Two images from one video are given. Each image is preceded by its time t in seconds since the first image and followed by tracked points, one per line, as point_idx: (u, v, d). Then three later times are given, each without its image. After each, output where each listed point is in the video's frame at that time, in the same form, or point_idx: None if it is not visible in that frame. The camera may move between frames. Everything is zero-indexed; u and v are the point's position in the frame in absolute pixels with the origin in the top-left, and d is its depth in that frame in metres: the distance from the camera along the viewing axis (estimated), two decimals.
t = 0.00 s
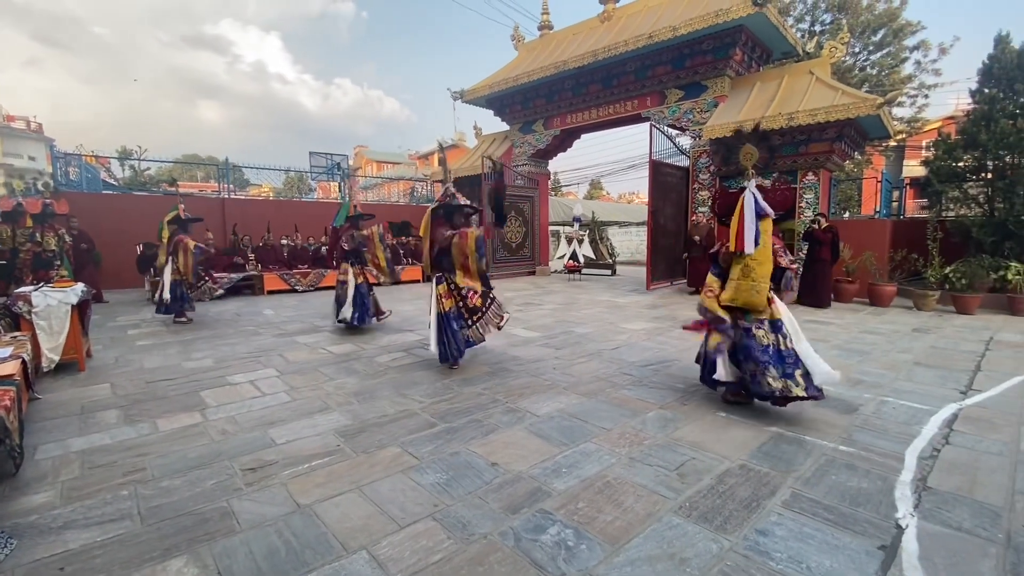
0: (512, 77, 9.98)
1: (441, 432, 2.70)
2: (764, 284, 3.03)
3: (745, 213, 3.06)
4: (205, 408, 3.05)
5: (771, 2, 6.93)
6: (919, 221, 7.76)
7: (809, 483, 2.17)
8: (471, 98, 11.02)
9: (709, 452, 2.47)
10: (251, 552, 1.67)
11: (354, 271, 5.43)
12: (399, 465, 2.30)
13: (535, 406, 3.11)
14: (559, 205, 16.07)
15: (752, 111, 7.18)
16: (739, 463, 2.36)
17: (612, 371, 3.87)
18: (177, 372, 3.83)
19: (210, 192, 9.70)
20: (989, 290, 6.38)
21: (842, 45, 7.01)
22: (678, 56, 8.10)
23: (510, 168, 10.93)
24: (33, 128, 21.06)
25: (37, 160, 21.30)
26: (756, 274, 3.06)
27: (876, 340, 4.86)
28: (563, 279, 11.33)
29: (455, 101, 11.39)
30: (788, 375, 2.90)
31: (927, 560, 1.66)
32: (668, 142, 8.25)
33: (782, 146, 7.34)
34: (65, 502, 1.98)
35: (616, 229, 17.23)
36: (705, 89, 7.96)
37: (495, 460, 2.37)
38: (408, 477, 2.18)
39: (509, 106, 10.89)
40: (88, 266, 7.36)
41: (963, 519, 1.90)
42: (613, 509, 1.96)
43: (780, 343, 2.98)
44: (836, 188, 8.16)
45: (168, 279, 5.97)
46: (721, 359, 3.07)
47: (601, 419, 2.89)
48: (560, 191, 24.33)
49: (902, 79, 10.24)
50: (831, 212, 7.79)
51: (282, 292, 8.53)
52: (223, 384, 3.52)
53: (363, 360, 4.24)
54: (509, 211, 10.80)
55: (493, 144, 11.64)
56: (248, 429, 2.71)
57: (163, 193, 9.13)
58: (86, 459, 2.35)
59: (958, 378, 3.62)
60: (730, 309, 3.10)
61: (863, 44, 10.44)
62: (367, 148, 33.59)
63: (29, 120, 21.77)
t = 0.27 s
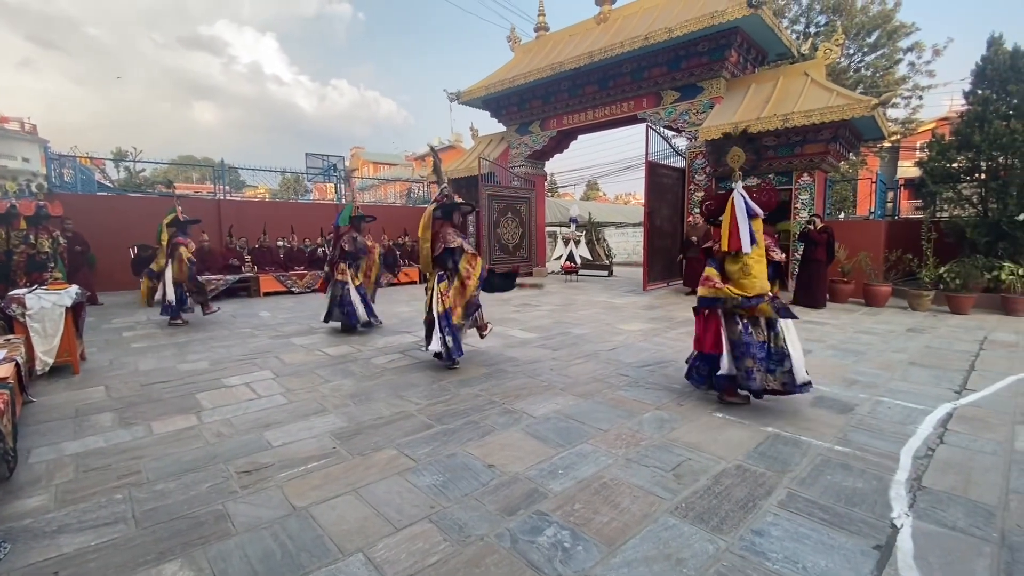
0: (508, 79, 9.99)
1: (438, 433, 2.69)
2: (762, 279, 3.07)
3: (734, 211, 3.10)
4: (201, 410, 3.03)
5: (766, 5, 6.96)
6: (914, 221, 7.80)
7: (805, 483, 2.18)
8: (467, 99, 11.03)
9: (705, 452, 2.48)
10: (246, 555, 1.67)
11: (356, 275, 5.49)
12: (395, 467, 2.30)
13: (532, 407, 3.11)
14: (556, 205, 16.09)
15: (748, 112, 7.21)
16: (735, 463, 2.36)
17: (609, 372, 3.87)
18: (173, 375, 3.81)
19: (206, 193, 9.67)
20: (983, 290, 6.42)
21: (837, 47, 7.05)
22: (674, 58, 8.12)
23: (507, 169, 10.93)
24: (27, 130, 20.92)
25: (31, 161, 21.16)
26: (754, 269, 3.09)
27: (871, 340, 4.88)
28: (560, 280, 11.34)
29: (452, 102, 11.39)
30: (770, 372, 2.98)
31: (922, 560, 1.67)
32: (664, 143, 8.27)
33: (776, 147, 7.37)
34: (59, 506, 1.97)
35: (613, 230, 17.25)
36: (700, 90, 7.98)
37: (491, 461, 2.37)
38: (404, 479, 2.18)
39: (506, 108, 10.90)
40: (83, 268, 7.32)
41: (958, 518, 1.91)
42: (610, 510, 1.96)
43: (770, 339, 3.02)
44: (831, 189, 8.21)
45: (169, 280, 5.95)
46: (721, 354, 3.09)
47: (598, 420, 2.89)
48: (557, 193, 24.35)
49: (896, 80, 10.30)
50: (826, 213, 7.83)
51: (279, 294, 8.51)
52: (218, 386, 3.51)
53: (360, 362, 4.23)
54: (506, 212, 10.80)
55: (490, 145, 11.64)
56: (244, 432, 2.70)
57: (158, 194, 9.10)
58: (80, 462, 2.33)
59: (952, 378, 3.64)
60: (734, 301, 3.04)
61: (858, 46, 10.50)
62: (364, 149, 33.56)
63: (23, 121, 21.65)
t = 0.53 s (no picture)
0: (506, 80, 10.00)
1: (436, 435, 2.69)
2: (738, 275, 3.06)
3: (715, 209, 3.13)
4: (198, 412, 3.02)
5: (763, 5, 6.98)
6: (911, 221, 7.83)
7: (803, 483, 2.18)
8: (465, 100, 11.03)
9: (704, 453, 2.48)
10: (244, 557, 1.66)
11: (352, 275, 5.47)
12: (393, 469, 2.29)
13: (530, 408, 3.11)
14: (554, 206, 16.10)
15: (745, 113, 7.22)
16: (733, 463, 2.37)
17: (607, 372, 3.88)
18: (170, 377, 3.80)
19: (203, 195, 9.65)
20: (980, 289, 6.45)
21: (834, 47, 7.06)
22: (672, 58, 8.14)
23: (505, 170, 10.94)
24: (24, 131, 20.83)
25: (28, 163, 21.08)
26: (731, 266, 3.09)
27: (869, 339, 4.90)
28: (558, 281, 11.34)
29: (450, 103, 11.39)
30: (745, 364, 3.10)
31: (919, 559, 1.67)
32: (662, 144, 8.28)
33: (774, 147, 7.38)
34: (56, 508, 1.96)
35: (611, 231, 17.26)
36: (698, 91, 8.00)
37: (490, 462, 2.37)
38: (403, 481, 2.18)
39: (504, 109, 10.90)
40: (79, 270, 7.30)
41: (955, 518, 1.91)
42: (608, 510, 1.96)
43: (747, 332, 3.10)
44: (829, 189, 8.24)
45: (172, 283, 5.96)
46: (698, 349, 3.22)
47: (596, 420, 2.89)
48: (555, 194, 24.35)
49: (893, 81, 10.33)
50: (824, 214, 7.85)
51: (277, 295, 8.50)
52: (216, 388, 3.50)
53: (358, 363, 4.23)
54: (504, 213, 10.81)
55: (488, 146, 11.64)
56: (241, 434, 2.69)
57: (156, 196, 9.08)
58: (77, 465, 2.32)
59: (950, 377, 3.65)
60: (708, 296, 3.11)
61: (855, 46, 10.54)
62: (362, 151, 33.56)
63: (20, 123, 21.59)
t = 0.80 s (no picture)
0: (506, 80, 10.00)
1: (436, 435, 2.69)
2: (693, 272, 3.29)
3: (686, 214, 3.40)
4: (198, 414, 3.02)
5: (762, 6, 6.98)
6: (910, 221, 7.83)
7: (803, 483, 2.18)
8: (465, 101, 11.04)
9: (703, 453, 2.48)
10: (244, 559, 1.66)
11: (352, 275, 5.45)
12: (393, 470, 2.30)
13: (530, 409, 3.11)
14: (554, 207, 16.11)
15: (744, 114, 7.23)
16: (733, 463, 2.37)
17: (608, 373, 3.87)
18: (170, 378, 3.80)
19: (203, 196, 9.66)
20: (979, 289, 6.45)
21: (833, 48, 7.06)
22: (671, 59, 8.14)
23: (505, 171, 10.95)
24: (23, 133, 20.82)
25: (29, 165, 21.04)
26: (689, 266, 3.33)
27: (869, 339, 4.90)
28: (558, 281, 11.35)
29: (450, 104, 11.40)
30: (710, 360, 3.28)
31: (918, 559, 1.67)
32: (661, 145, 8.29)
33: (773, 147, 7.39)
34: (56, 510, 1.96)
35: (611, 231, 17.27)
36: (697, 91, 8.01)
37: (490, 463, 2.37)
38: (403, 482, 2.18)
39: (503, 109, 10.91)
40: (79, 271, 7.29)
41: (954, 518, 1.92)
42: (609, 511, 1.96)
43: (709, 330, 3.27)
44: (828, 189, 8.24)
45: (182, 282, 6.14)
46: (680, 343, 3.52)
47: (596, 421, 2.89)
48: (555, 195, 24.36)
49: (892, 81, 10.34)
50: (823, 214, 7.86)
51: (277, 296, 8.50)
52: (216, 389, 3.50)
53: (358, 364, 4.23)
54: (504, 214, 10.82)
55: (488, 147, 11.65)
56: (241, 435, 2.69)
57: (155, 197, 9.08)
58: (76, 467, 2.32)
59: (949, 377, 3.66)
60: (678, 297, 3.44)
61: (854, 47, 10.56)
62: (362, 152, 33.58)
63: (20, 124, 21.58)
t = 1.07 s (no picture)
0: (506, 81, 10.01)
1: (437, 436, 2.70)
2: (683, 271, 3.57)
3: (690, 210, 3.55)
4: (199, 414, 3.03)
5: (762, 6, 6.98)
6: (911, 221, 7.81)
7: (804, 483, 2.18)
8: (466, 102, 11.05)
9: (704, 453, 2.48)
10: (245, 559, 1.67)
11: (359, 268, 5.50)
12: (394, 470, 2.30)
13: (531, 409, 3.11)
14: (555, 207, 16.11)
15: (745, 114, 7.23)
16: (733, 464, 2.37)
17: (609, 373, 3.87)
18: (171, 379, 3.81)
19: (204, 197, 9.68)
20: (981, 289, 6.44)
21: (833, 48, 7.06)
22: (672, 59, 8.15)
23: (505, 171, 10.96)
24: (25, 135, 20.86)
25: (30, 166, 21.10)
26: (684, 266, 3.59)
27: (870, 339, 4.90)
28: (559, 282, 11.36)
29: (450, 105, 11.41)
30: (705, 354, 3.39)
31: (920, 559, 1.67)
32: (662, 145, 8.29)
33: (773, 147, 7.39)
34: (57, 511, 1.97)
35: (612, 231, 17.28)
36: (698, 92, 8.01)
37: (490, 463, 2.37)
38: (404, 482, 2.18)
39: (504, 110, 10.92)
40: (80, 273, 7.31)
41: (955, 518, 1.91)
42: (609, 511, 1.96)
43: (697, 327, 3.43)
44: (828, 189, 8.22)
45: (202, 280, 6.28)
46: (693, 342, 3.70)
47: (596, 421, 2.89)
48: (556, 195, 24.38)
49: (893, 81, 10.33)
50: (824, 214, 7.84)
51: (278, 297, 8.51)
52: (217, 390, 3.50)
53: (359, 365, 4.24)
54: (504, 215, 10.82)
55: (488, 148, 11.66)
56: (242, 436, 2.70)
57: (156, 199, 9.10)
58: (77, 467, 2.33)
59: (951, 377, 3.65)
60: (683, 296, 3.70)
61: (854, 47, 10.55)
62: (363, 152, 33.63)
63: (22, 126, 21.63)
